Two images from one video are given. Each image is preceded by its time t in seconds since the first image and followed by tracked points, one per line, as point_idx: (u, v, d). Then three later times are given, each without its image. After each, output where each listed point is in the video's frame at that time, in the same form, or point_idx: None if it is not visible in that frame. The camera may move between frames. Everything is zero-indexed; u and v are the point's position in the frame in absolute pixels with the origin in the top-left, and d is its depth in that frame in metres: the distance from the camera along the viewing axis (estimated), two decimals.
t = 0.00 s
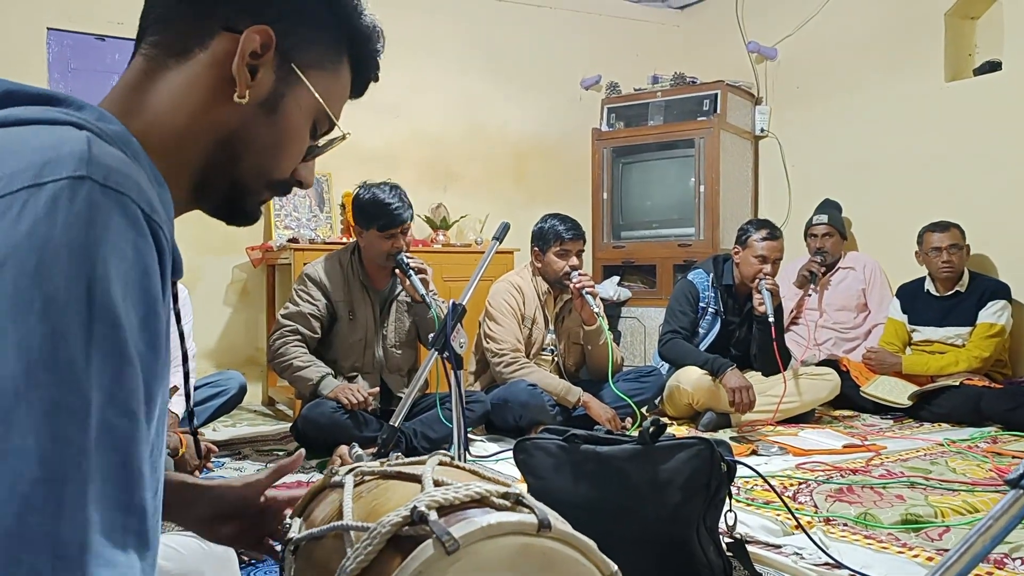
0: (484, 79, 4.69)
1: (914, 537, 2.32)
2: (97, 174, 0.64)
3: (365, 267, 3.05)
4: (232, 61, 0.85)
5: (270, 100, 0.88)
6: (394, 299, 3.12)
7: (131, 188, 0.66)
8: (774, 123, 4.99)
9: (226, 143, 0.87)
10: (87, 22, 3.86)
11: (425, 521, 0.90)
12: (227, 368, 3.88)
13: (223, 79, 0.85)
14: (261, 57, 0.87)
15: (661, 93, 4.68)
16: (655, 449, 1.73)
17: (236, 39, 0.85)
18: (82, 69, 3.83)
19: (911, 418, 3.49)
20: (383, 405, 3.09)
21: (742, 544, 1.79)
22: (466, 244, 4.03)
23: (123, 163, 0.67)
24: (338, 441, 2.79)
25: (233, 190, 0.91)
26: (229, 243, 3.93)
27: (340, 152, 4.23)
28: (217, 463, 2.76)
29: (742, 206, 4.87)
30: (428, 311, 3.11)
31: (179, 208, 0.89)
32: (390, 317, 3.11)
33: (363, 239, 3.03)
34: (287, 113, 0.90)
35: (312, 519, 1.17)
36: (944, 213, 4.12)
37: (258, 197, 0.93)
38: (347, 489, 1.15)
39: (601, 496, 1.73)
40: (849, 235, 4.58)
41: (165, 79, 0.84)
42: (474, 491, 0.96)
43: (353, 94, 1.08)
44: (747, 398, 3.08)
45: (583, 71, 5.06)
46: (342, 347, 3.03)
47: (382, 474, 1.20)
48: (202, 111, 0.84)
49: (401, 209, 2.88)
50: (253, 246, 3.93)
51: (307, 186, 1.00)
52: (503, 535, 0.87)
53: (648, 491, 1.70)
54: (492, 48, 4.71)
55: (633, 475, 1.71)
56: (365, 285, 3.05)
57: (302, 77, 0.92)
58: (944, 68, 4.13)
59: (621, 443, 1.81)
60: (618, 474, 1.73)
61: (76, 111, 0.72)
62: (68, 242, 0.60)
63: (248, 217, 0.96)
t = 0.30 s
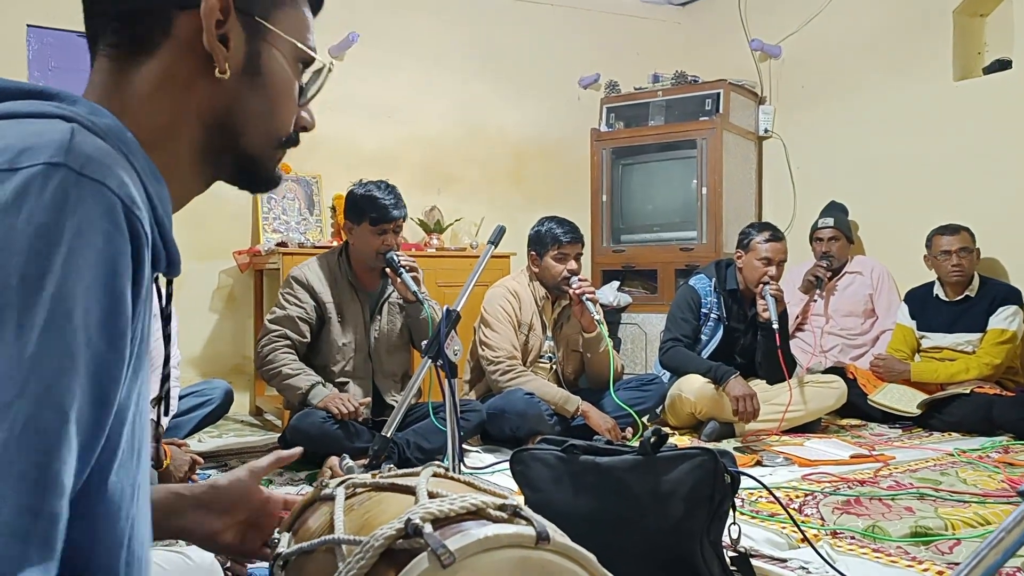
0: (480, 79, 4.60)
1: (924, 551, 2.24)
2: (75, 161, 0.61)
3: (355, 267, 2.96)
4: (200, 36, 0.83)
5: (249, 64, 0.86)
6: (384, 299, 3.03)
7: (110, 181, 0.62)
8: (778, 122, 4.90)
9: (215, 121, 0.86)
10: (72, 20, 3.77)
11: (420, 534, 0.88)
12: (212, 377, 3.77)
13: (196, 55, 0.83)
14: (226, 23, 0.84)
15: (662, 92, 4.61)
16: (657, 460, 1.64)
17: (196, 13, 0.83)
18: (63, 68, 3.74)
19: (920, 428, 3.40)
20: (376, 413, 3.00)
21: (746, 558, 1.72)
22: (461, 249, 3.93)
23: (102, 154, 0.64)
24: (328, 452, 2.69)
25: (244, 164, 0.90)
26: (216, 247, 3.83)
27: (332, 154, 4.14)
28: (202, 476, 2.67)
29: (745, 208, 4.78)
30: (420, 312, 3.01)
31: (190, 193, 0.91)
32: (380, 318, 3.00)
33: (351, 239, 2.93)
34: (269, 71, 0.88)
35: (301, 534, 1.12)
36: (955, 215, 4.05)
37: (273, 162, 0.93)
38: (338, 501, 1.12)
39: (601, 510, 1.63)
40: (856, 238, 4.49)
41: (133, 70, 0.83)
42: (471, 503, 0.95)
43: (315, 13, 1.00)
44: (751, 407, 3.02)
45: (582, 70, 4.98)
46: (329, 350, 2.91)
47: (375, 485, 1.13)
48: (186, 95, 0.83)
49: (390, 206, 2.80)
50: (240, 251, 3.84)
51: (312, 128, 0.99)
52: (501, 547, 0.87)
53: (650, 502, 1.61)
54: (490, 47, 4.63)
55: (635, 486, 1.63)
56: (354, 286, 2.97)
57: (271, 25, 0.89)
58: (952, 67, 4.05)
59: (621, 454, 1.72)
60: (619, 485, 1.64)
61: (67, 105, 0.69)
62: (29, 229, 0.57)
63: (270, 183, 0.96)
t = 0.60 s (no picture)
0: (467, 68, 4.49)
1: (922, 553, 2.16)
2: (24, 157, 0.68)
3: (333, 258, 2.85)
4: (144, 9, 0.83)
5: (199, 35, 0.87)
6: (365, 291, 2.91)
7: (62, 174, 0.69)
8: (774, 112, 4.80)
9: (173, 99, 0.88)
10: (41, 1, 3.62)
11: (402, 538, 0.89)
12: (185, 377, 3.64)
13: (139, 29, 0.84)
14: None
15: (654, 80, 4.53)
16: (648, 461, 1.59)
17: None
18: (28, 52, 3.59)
19: (919, 427, 3.33)
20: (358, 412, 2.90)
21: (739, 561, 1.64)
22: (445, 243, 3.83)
23: (52, 147, 0.70)
24: (308, 454, 2.59)
25: (209, 141, 0.93)
26: (190, 241, 3.71)
27: (313, 144, 4.01)
28: (175, 479, 2.56)
29: (740, 200, 4.68)
30: (403, 304, 2.90)
31: (157, 174, 0.93)
32: (360, 311, 2.89)
33: (328, 229, 2.82)
34: (223, 39, 0.89)
35: (280, 539, 1.13)
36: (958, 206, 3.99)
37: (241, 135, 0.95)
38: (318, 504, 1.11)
39: (591, 515, 1.58)
40: (854, 231, 4.42)
41: (76, 51, 0.83)
42: (455, 506, 0.96)
43: None
44: (746, 406, 2.95)
45: (571, 56, 4.87)
46: (307, 345, 2.80)
47: (355, 488, 1.14)
48: (137, 74, 0.84)
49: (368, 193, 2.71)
50: (213, 244, 3.73)
51: (280, 93, 0.99)
52: (488, 551, 0.87)
53: (641, 506, 1.56)
54: (480, 34, 4.53)
55: (627, 491, 1.57)
56: (332, 279, 2.86)
57: None
58: (952, 55, 4.01)
59: (612, 456, 1.67)
60: (610, 488, 1.58)
61: (20, 93, 0.75)
62: None
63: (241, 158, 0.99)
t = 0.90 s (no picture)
0: (460, 49, 4.39)
1: (928, 552, 2.07)
2: None
3: (317, 247, 2.74)
4: None
5: None
6: (349, 280, 2.79)
7: None
8: (776, 94, 4.70)
9: (105, 58, 0.79)
10: None
11: (387, 536, 0.79)
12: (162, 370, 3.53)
13: None
14: None
15: (652, 60, 4.40)
16: (643, 458, 1.56)
17: None
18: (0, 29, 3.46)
19: (926, 421, 3.24)
20: (344, 408, 2.80)
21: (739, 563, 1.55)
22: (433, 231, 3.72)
23: None
24: (291, 449, 2.49)
25: (156, 100, 0.84)
26: (167, 229, 3.59)
27: (297, 127, 3.90)
28: (152, 477, 2.46)
29: (741, 186, 4.58)
30: (391, 292, 2.79)
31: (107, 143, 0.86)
32: (344, 302, 2.78)
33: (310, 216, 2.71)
34: None
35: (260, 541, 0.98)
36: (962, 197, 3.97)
37: (186, 85, 0.85)
38: (299, 502, 0.97)
39: (585, 513, 1.56)
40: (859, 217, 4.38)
41: None
42: (442, 503, 0.86)
43: None
44: (746, 399, 2.86)
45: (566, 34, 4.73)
46: (289, 338, 2.69)
47: (340, 485, 1.00)
48: (66, 38, 0.76)
49: (355, 177, 2.60)
50: (191, 232, 3.61)
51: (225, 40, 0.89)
52: (476, 550, 0.79)
53: (636, 504, 1.54)
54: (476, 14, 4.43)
55: (621, 490, 1.55)
56: (313, 269, 2.76)
57: None
58: (963, 34, 3.98)
59: (607, 451, 1.64)
60: (604, 486, 1.56)
61: None
62: None
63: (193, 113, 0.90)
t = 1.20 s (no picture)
0: (460, 40, 4.32)
1: (939, 556, 2.00)
2: None
3: (310, 240, 2.66)
4: None
5: None
6: (342, 275, 2.73)
7: None
8: (783, 84, 4.62)
9: (63, 27, 0.84)
10: None
11: (384, 539, 0.84)
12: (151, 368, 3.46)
13: None
14: None
15: (655, 50, 4.33)
16: (647, 459, 1.50)
17: None
18: None
19: (937, 421, 3.17)
20: (338, 408, 2.73)
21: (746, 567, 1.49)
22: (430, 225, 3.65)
23: None
24: (283, 448, 2.43)
25: (118, 61, 0.89)
26: (157, 223, 3.52)
27: (291, 118, 3.83)
28: (141, 479, 2.39)
29: (748, 179, 4.51)
30: (385, 287, 2.73)
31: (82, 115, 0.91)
32: (337, 297, 2.71)
33: (300, 208, 2.64)
34: None
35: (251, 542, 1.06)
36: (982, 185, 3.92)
37: (142, 42, 0.91)
38: (293, 504, 1.04)
39: (587, 515, 1.50)
40: (868, 212, 4.32)
41: None
42: (441, 506, 0.91)
43: None
44: (752, 398, 2.81)
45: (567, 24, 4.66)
46: (281, 335, 2.62)
47: (334, 489, 1.08)
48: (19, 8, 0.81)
49: (348, 170, 2.56)
50: (181, 226, 3.53)
51: None
52: (476, 553, 0.83)
53: (638, 507, 1.48)
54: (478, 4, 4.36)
55: (623, 493, 1.49)
56: (305, 264, 2.69)
57: None
58: (977, 23, 3.94)
59: (608, 451, 1.58)
60: (605, 487, 1.50)
61: None
62: None
63: (154, 72, 0.95)
